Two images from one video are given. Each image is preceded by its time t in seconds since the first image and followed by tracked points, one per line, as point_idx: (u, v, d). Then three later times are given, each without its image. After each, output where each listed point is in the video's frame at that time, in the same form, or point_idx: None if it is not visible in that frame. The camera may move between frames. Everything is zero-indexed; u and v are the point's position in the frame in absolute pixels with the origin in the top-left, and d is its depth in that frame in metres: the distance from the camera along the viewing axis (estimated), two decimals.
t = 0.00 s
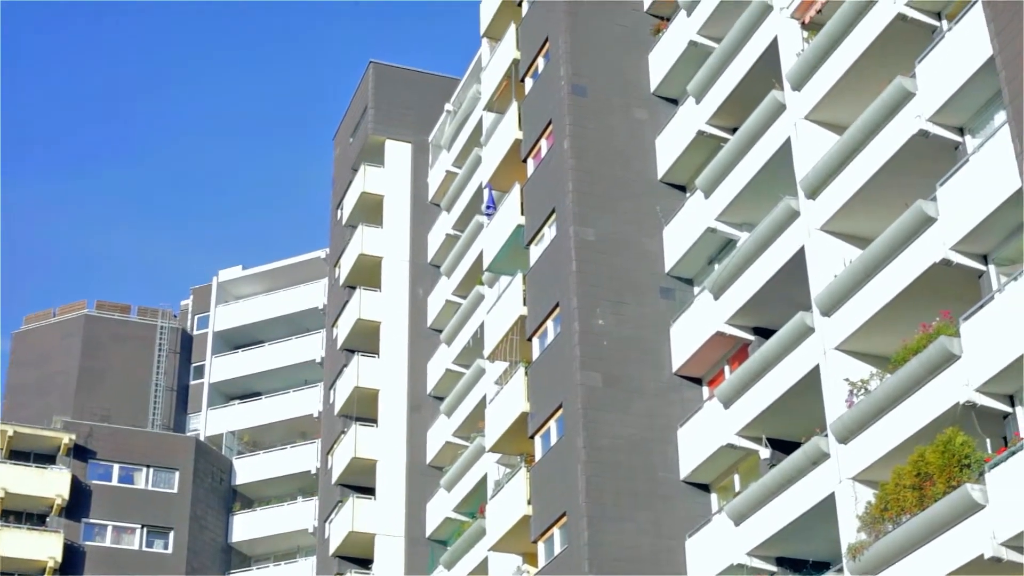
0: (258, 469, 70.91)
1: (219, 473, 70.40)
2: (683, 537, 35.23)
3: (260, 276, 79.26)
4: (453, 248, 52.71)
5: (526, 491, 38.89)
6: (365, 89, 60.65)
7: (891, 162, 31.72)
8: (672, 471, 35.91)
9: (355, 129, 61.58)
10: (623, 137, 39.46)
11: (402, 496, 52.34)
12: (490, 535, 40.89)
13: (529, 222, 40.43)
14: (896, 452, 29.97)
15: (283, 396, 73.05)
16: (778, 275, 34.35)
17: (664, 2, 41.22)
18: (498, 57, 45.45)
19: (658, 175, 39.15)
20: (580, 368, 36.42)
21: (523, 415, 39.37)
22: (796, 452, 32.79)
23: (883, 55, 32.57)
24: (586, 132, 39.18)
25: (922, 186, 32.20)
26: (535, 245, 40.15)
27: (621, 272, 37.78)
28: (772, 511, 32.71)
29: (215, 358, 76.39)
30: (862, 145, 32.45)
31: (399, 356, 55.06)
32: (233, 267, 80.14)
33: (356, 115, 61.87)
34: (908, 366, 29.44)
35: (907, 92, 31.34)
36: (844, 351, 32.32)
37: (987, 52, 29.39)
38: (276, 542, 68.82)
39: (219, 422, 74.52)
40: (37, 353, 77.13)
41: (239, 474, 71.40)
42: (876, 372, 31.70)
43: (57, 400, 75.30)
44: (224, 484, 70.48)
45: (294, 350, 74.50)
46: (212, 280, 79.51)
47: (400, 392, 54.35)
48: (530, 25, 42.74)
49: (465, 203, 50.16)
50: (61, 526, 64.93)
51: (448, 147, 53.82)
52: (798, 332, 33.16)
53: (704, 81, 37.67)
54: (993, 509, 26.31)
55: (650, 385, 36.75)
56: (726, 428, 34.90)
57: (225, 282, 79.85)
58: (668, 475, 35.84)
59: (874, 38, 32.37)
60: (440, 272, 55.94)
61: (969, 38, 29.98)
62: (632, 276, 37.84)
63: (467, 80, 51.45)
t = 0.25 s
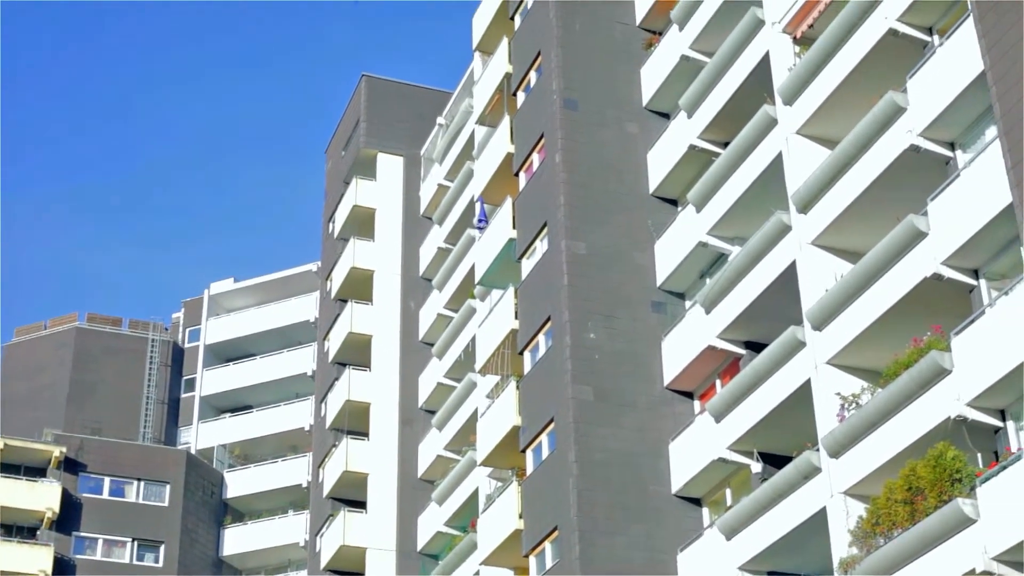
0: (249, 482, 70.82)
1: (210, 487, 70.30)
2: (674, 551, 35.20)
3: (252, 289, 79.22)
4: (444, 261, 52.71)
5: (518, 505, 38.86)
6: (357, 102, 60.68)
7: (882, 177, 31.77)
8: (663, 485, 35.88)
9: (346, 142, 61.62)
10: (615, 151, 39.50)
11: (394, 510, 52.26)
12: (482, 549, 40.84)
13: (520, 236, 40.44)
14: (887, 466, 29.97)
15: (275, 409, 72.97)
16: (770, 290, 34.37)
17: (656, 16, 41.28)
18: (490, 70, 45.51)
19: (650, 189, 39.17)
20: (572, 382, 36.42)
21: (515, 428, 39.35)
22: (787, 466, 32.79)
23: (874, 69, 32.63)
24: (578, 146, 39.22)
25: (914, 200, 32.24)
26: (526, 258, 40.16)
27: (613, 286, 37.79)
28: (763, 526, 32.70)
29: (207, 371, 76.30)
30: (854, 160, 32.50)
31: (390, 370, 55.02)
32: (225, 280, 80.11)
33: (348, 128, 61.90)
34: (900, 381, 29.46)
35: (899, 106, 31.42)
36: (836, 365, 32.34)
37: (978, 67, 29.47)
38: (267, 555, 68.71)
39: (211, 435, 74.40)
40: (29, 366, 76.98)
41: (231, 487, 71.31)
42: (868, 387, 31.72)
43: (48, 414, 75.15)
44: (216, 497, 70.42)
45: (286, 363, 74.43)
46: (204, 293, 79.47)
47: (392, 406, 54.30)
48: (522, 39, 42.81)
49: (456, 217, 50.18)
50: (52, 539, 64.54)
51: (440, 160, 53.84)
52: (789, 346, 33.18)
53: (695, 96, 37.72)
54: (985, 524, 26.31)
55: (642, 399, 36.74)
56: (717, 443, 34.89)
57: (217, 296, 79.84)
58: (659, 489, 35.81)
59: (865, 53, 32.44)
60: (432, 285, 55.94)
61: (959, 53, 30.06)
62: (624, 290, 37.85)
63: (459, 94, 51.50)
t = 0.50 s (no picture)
0: (241, 497, 70.73)
1: (201, 501, 70.21)
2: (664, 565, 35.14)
3: (246, 303, 79.21)
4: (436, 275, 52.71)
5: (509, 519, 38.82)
6: (350, 116, 60.74)
7: (873, 191, 31.82)
8: (654, 499, 35.84)
9: (339, 155, 61.66)
10: (607, 166, 39.54)
11: (385, 525, 52.19)
12: (472, 563, 40.78)
13: (512, 250, 40.47)
14: (878, 481, 29.97)
15: (267, 424, 72.83)
16: (760, 304, 34.40)
17: (647, 30, 41.34)
18: (482, 84, 45.58)
19: (641, 204, 39.20)
20: (563, 397, 36.42)
21: (506, 442, 39.32)
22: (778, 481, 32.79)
23: (865, 84, 32.70)
24: (569, 160, 39.26)
25: (904, 215, 32.28)
26: (518, 272, 40.18)
27: (604, 299, 37.80)
28: (755, 541, 32.67)
29: (201, 386, 76.24)
30: (844, 175, 32.54)
31: (383, 384, 54.99)
32: (218, 294, 80.12)
33: (341, 142, 61.95)
34: (891, 396, 29.47)
35: (889, 121, 31.49)
36: (826, 380, 32.35)
37: (968, 82, 29.54)
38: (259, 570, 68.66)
39: (203, 451, 74.31)
40: (21, 380, 76.89)
41: (222, 502, 71.20)
42: (859, 402, 31.74)
43: (41, 428, 75.11)
44: (207, 511, 70.30)
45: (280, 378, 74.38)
46: (198, 308, 79.48)
47: (384, 420, 54.26)
48: (514, 53, 42.89)
49: (448, 231, 50.19)
50: (43, 552, 64.48)
51: (433, 175, 53.89)
52: (780, 361, 33.19)
53: (687, 110, 37.78)
54: (976, 539, 26.29)
55: (632, 413, 36.72)
56: (708, 457, 34.87)
57: (209, 310, 79.84)
58: (650, 503, 35.77)
59: (855, 68, 32.50)
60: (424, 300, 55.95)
61: (950, 68, 30.14)
62: (616, 305, 37.86)
63: (452, 108, 51.57)
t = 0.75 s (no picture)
0: (230, 512, 70.81)
1: (190, 516, 70.17)
2: None
3: (234, 318, 79.14)
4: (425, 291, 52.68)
5: (498, 536, 38.78)
6: (340, 132, 60.73)
7: (862, 210, 31.90)
8: (644, 516, 35.83)
9: (329, 172, 61.66)
10: (597, 183, 39.58)
11: (373, 541, 52.08)
12: None
13: (502, 267, 40.48)
14: (867, 498, 30.01)
15: (256, 439, 72.80)
16: (751, 321, 34.44)
17: (638, 48, 41.41)
18: (473, 102, 45.63)
19: (631, 221, 39.23)
20: (553, 414, 36.42)
21: (495, 459, 39.30)
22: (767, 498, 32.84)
23: (856, 102, 32.78)
24: (560, 177, 39.29)
25: (894, 233, 32.35)
26: (508, 289, 40.18)
27: (593, 316, 37.82)
28: (743, 557, 32.72)
29: (188, 402, 76.19)
30: (834, 192, 32.62)
31: (371, 400, 54.92)
32: (206, 309, 80.03)
33: (331, 158, 61.94)
34: (880, 413, 29.53)
35: (879, 139, 31.58)
36: (816, 397, 32.41)
37: (958, 100, 29.62)
38: None
39: (189, 467, 74.41)
40: (8, 394, 76.62)
41: (210, 517, 71.25)
42: (848, 419, 31.76)
43: (28, 442, 74.81)
44: (195, 528, 70.27)
45: (268, 391, 74.27)
46: (185, 322, 79.38)
47: (373, 436, 54.18)
48: (505, 71, 42.95)
49: (438, 248, 50.18)
50: (30, 568, 64.03)
51: (422, 190, 53.89)
52: (770, 378, 33.24)
53: (677, 128, 37.84)
54: (964, 555, 26.33)
55: (622, 430, 36.72)
56: (698, 474, 34.88)
57: (197, 325, 79.73)
58: (639, 520, 35.75)
59: (845, 87, 32.60)
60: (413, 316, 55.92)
61: (940, 86, 30.20)
62: (605, 321, 37.87)
63: (441, 124, 51.60)
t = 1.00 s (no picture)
0: (220, 526, 70.84)
1: (179, 530, 70.11)
2: None
3: (224, 332, 79.08)
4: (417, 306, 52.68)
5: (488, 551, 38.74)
6: (332, 146, 60.78)
7: (852, 226, 31.97)
8: (633, 531, 35.81)
9: (320, 186, 61.69)
10: (588, 197, 39.63)
11: (363, 556, 51.99)
12: None
13: (493, 281, 40.50)
14: (857, 514, 30.04)
15: (246, 453, 72.88)
16: (741, 336, 34.48)
17: (628, 64, 41.49)
18: (464, 116, 45.70)
19: (622, 236, 39.29)
20: (543, 428, 36.41)
21: (486, 474, 39.28)
22: (757, 513, 32.90)
23: (846, 118, 32.86)
24: (551, 192, 39.34)
25: (884, 248, 32.41)
26: (498, 304, 40.19)
27: (584, 330, 37.84)
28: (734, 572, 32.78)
29: (178, 416, 75.92)
30: (824, 208, 32.68)
31: (362, 414, 54.88)
32: (197, 323, 79.98)
33: (321, 173, 61.98)
34: (870, 429, 29.57)
35: (869, 155, 31.66)
36: (806, 413, 32.45)
37: (948, 116, 29.70)
38: None
39: (178, 479, 74.08)
40: None
41: (200, 531, 71.23)
42: (838, 434, 31.77)
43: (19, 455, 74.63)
44: (184, 541, 70.19)
45: (259, 406, 74.19)
46: (176, 336, 79.31)
47: (363, 451, 54.13)
48: (496, 86, 43.02)
49: (429, 263, 50.20)
50: None
51: (414, 205, 53.94)
52: (760, 393, 33.26)
53: (667, 143, 37.91)
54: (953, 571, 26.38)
55: (613, 445, 36.72)
56: (688, 489, 34.87)
57: (188, 339, 79.64)
58: (629, 534, 35.72)
59: (835, 103, 32.68)
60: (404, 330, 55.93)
61: (931, 102, 30.27)
62: (596, 336, 37.88)
63: (433, 139, 51.67)
